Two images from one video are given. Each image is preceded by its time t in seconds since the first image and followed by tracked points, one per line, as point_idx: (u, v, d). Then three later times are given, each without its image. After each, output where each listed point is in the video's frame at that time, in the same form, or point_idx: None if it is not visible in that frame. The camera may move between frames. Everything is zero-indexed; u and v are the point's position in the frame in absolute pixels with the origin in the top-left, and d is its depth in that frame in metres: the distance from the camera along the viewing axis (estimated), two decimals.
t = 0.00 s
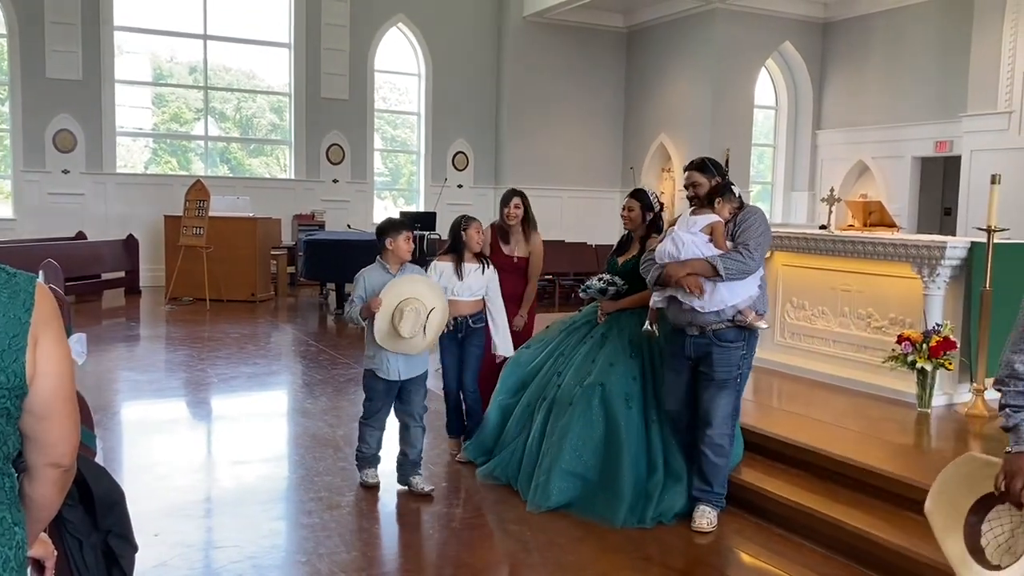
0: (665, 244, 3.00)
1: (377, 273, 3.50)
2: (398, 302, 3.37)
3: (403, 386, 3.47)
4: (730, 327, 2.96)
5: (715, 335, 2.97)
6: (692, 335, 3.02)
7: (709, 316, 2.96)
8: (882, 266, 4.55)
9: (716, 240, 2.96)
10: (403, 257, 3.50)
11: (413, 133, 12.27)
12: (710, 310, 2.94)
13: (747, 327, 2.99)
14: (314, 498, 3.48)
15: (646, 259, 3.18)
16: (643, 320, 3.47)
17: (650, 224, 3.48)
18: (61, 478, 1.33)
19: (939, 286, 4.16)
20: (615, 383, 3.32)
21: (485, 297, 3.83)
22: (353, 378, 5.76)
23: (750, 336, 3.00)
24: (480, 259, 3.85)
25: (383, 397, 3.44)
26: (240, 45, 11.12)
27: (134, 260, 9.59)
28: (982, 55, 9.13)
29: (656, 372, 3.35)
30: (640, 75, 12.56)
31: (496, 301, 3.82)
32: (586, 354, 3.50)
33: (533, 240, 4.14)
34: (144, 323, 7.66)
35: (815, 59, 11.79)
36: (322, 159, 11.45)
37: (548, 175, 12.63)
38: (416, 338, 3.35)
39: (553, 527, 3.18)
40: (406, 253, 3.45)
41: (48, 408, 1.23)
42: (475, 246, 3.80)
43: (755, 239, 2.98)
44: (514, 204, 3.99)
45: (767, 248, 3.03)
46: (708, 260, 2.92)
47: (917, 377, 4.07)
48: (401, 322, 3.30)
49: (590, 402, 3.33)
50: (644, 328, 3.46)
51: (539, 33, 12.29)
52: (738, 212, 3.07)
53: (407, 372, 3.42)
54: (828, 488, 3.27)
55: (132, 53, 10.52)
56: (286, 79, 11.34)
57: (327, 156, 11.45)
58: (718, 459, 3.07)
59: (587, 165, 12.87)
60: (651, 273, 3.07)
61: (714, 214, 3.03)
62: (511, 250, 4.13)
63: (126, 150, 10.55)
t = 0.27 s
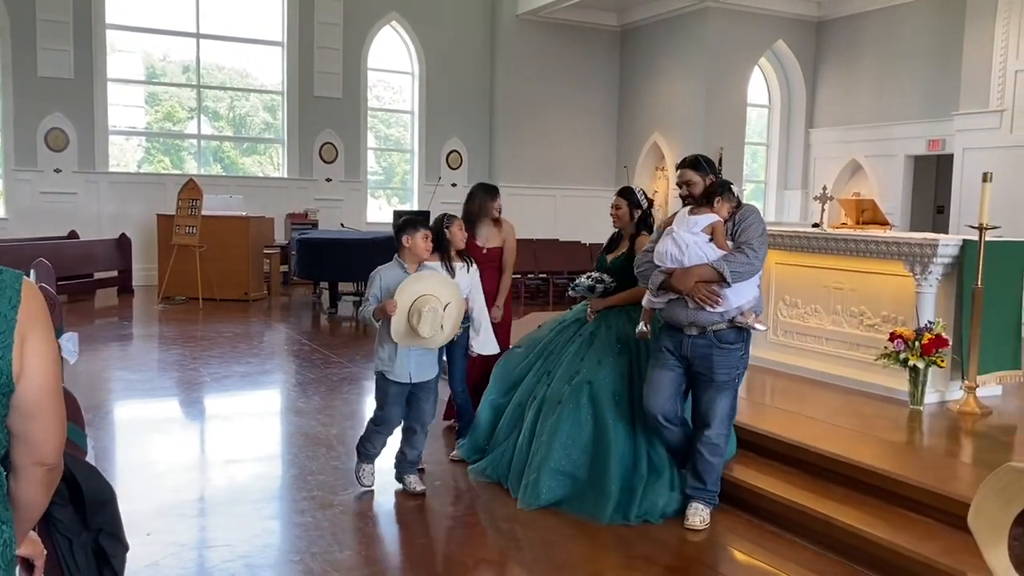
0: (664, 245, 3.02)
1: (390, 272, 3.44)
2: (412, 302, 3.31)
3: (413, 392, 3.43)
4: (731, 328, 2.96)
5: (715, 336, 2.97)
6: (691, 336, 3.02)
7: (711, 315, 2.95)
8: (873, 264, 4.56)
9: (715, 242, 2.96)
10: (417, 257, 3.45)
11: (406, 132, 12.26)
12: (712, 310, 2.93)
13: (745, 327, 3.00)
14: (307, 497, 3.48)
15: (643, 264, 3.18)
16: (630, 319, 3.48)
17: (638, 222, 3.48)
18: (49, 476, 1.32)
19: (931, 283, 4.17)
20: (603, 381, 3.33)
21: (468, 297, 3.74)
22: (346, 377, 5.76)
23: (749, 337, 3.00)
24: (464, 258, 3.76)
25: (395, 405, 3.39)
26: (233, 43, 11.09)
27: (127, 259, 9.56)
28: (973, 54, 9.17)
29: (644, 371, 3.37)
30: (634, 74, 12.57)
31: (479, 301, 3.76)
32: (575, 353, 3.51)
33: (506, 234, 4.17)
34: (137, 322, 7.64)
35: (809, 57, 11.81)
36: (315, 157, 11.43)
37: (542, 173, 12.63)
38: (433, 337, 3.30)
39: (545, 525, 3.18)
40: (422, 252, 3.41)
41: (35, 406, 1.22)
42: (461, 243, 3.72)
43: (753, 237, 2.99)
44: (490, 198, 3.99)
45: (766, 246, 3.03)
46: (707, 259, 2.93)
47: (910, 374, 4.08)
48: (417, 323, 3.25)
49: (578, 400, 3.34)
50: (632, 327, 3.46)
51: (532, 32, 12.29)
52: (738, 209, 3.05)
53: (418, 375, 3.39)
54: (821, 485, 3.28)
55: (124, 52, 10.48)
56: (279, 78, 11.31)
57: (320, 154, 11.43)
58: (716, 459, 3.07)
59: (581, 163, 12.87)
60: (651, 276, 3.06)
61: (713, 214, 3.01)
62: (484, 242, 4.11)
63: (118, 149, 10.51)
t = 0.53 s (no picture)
0: (662, 245, 2.99)
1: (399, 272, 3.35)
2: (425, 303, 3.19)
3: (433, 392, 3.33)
4: (728, 329, 2.97)
5: (715, 337, 2.98)
6: (689, 337, 3.00)
7: (711, 316, 2.94)
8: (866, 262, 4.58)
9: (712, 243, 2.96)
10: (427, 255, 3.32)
11: (400, 130, 12.24)
12: (712, 310, 2.93)
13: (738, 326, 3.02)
14: (301, 496, 3.47)
15: (634, 263, 3.11)
16: (615, 317, 3.49)
17: (623, 218, 3.47)
18: (39, 475, 1.31)
19: (924, 281, 4.19)
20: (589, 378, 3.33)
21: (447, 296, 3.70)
22: (340, 376, 5.75)
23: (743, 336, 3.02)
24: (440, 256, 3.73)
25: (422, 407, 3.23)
26: (226, 41, 11.06)
27: (120, 258, 9.53)
28: (965, 53, 9.20)
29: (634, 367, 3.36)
30: (627, 72, 12.58)
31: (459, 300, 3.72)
32: (562, 350, 3.51)
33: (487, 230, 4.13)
34: (130, 321, 7.61)
35: (802, 56, 11.83)
36: (309, 156, 11.40)
37: (536, 172, 12.63)
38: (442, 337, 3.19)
39: (539, 523, 3.18)
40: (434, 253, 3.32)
41: (23, 404, 1.21)
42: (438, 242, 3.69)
43: (748, 234, 3.00)
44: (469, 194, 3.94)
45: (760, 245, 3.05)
46: (708, 260, 2.92)
47: (903, 371, 4.09)
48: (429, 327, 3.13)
49: (565, 397, 3.34)
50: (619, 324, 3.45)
51: (526, 30, 12.28)
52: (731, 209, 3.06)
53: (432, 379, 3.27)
54: (813, 482, 3.29)
55: (116, 49, 10.43)
56: (272, 76, 11.29)
57: (314, 153, 11.40)
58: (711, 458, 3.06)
59: (575, 161, 12.89)
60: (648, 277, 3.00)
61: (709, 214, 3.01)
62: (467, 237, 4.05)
63: (111, 147, 10.48)
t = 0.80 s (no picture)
0: (654, 247, 2.90)
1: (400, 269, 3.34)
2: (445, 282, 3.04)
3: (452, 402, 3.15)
4: (719, 331, 2.94)
5: (705, 342, 2.94)
6: (681, 342, 2.93)
7: (704, 319, 2.89)
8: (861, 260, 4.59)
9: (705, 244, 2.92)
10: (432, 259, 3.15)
11: (395, 128, 12.22)
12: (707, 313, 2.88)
13: (726, 328, 3.00)
14: (297, 494, 3.47)
15: (621, 265, 3.00)
16: (608, 314, 3.44)
17: (613, 216, 3.41)
18: (37, 473, 1.31)
19: (920, 279, 4.20)
20: (582, 377, 3.34)
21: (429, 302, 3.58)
22: (336, 375, 5.74)
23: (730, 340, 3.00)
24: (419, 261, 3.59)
25: (437, 417, 3.09)
26: (220, 39, 11.03)
27: (114, 257, 9.50)
28: (960, 52, 9.23)
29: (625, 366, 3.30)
30: (622, 71, 12.59)
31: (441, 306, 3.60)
32: (554, 348, 3.51)
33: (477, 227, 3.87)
34: (125, 320, 7.59)
35: (796, 54, 11.85)
36: (304, 154, 11.38)
37: (531, 170, 12.63)
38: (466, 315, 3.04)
39: (535, 521, 3.18)
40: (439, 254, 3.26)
41: (20, 402, 1.21)
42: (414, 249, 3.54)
43: (737, 234, 2.99)
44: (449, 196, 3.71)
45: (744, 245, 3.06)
46: (703, 261, 2.88)
47: (898, 369, 4.10)
48: (458, 304, 2.99)
49: (557, 396, 3.34)
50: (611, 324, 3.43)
51: (522, 29, 12.28)
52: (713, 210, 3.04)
53: (455, 381, 3.12)
54: (808, 480, 3.29)
55: (110, 48, 10.40)
56: (266, 75, 11.26)
57: (309, 151, 11.38)
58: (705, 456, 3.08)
59: (570, 160, 12.89)
60: (642, 279, 2.90)
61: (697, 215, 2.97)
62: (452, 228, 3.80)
63: (105, 146, 10.45)
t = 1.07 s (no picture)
0: (653, 246, 2.81)
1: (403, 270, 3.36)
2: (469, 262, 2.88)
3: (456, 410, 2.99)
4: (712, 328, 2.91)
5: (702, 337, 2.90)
6: (679, 341, 2.88)
7: (699, 318, 2.85)
8: (859, 260, 4.60)
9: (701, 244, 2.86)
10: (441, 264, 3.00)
11: (392, 128, 12.21)
12: (703, 314, 2.84)
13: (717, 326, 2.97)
14: (295, 494, 3.47)
15: (616, 264, 2.88)
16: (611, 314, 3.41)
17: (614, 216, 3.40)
18: (38, 473, 1.31)
19: (917, 278, 4.20)
20: (584, 379, 3.31)
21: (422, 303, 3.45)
22: (334, 374, 5.73)
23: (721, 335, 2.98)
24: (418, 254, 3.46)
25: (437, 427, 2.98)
26: (217, 38, 11.01)
27: (111, 256, 9.49)
28: (957, 52, 9.24)
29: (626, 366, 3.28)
30: (620, 70, 12.59)
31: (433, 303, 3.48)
32: (556, 349, 3.50)
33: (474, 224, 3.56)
34: (122, 320, 7.58)
35: (793, 54, 11.86)
36: (301, 153, 11.37)
37: (528, 170, 12.63)
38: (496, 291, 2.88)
39: (534, 520, 3.18)
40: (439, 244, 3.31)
41: (22, 402, 1.21)
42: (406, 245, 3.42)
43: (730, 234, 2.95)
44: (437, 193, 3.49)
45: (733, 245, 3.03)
46: (702, 262, 2.83)
47: (895, 368, 4.11)
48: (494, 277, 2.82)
49: (560, 399, 3.33)
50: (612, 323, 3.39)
51: (519, 28, 12.28)
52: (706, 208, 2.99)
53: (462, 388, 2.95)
54: (805, 479, 3.30)
55: (107, 47, 10.38)
56: (264, 74, 11.25)
57: (306, 150, 11.37)
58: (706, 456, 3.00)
59: (568, 159, 12.89)
60: (643, 280, 2.80)
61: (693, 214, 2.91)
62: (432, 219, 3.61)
63: (101, 145, 10.43)
